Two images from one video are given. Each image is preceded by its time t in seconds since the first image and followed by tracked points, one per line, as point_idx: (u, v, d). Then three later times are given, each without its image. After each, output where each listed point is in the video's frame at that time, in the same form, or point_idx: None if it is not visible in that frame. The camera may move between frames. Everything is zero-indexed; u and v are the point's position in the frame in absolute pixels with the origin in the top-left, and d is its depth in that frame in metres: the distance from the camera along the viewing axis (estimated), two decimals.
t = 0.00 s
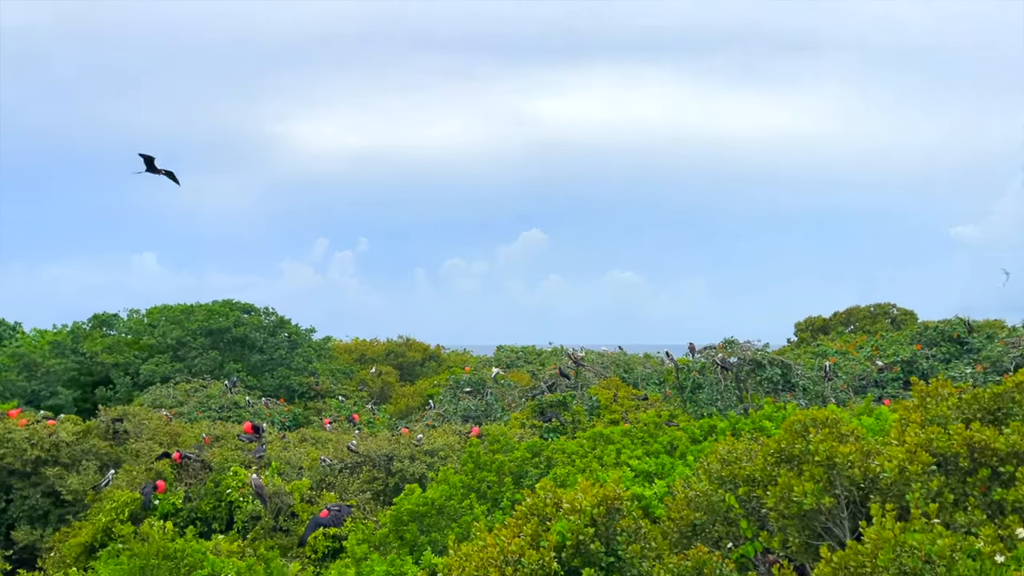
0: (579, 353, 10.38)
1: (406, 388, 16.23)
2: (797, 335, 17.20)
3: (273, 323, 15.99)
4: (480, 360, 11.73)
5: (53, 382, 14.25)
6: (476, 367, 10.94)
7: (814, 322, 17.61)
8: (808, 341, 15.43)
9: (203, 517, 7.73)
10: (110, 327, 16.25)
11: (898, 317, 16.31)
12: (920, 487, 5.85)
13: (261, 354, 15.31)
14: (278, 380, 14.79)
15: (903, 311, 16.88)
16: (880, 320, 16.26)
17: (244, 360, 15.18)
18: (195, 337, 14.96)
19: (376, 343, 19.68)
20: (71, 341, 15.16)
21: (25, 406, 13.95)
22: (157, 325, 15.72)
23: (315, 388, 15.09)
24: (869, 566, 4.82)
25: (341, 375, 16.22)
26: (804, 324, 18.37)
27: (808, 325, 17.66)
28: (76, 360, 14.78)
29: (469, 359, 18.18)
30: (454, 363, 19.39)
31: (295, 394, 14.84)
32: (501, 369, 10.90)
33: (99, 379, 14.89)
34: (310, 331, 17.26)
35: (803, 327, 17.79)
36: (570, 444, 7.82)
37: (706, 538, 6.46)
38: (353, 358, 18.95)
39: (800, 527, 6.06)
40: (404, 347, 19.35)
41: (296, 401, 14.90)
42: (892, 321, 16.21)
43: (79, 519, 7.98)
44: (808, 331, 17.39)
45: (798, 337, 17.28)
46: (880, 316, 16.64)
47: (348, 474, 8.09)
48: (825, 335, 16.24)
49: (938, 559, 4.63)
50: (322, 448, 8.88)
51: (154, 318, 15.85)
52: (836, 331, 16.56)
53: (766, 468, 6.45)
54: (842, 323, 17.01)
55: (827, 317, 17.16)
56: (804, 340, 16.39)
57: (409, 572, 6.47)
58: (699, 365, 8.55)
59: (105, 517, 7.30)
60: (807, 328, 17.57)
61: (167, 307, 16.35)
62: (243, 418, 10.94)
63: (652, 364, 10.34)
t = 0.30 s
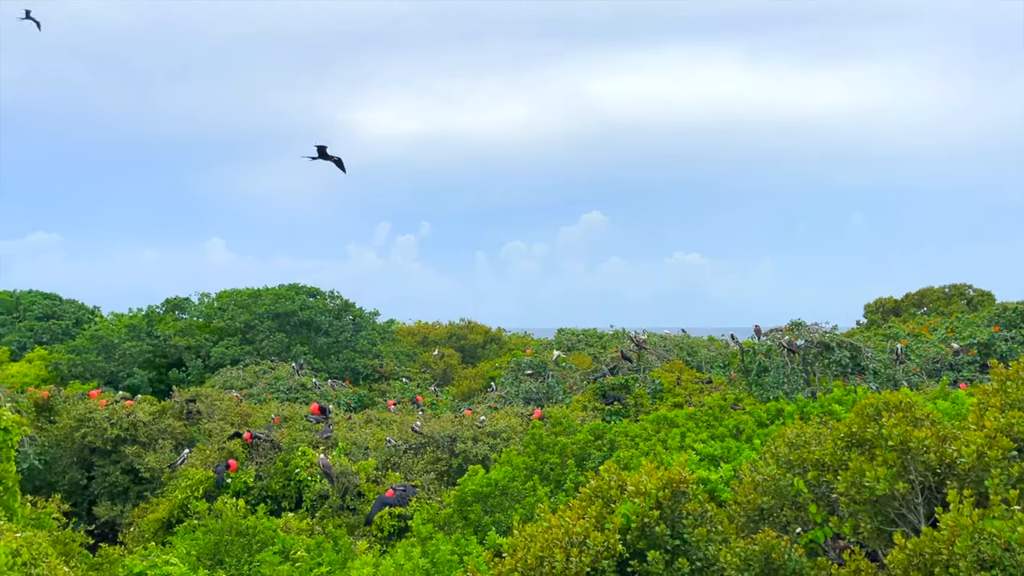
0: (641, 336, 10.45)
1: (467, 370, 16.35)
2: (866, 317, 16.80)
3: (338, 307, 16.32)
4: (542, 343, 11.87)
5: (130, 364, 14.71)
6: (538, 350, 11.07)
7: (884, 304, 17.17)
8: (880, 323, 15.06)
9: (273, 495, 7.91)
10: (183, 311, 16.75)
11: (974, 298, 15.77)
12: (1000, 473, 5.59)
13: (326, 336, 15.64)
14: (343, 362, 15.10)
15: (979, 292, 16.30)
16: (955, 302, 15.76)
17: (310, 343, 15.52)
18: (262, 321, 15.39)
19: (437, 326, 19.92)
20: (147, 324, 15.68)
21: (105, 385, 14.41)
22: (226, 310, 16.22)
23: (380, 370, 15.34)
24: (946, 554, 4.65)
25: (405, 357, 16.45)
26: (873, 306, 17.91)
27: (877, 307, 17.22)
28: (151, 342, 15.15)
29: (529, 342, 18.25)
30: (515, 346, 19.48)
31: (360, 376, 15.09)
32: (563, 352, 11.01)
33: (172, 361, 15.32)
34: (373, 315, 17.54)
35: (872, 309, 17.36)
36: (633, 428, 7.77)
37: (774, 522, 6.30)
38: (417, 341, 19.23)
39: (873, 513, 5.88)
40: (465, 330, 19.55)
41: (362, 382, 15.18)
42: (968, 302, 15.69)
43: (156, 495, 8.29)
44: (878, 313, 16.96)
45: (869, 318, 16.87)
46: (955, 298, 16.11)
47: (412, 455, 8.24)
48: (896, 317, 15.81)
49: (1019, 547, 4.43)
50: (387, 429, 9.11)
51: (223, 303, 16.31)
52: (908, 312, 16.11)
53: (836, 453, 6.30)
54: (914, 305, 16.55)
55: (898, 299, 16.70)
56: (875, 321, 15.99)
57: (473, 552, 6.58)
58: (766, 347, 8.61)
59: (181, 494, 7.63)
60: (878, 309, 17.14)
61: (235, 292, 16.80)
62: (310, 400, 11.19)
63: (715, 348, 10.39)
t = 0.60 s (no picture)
0: (684, 324, 10.40)
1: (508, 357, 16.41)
2: (915, 304, 16.45)
3: (381, 294, 16.47)
4: (584, 330, 11.88)
5: (179, 349, 15.03)
6: (580, 337, 11.09)
7: (934, 291, 16.78)
8: (930, 311, 14.74)
9: (318, 479, 8.08)
10: (230, 298, 17.06)
11: None
12: None
13: (370, 323, 15.81)
14: (387, 348, 15.29)
15: None
16: (1010, 288, 15.33)
17: (354, 330, 15.70)
18: (306, 308, 15.61)
19: (478, 313, 20.03)
20: (195, 310, 16.01)
21: (155, 370, 14.74)
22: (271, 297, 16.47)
23: (422, 356, 15.51)
24: (997, 546, 4.56)
25: (446, 343, 16.60)
26: (923, 293, 17.51)
27: (927, 294, 16.85)
28: (199, 329, 15.46)
29: (569, 330, 18.23)
30: (556, 333, 19.49)
31: (403, 362, 15.24)
32: (605, 339, 11.02)
33: (219, 347, 15.66)
34: (414, 302, 17.69)
35: (922, 296, 16.99)
36: (676, 416, 7.73)
37: (820, 513, 6.21)
38: (458, 328, 19.34)
39: (921, 504, 5.77)
40: (506, 317, 19.59)
41: (404, 369, 15.33)
42: None
43: (205, 478, 8.49)
44: (928, 300, 16.60)
45: (918, 306, 16.52)
46: (1010, 284, 15.68)
47: (454, 441, 8.35)
48: (947, 304, 15.45)
49: None
50: (430, 414, 9.24)
51: (268, 290, 16.56)
52: (960, 299, 15.73)
53: (885, 443, 6.18)
54: (966, 292, 16.14)
55: (949, 286, 16.31)
56: (925, 309, 15.67)
57: (514, 538, 6.62)
58: (811, 336, 8.54)
59: (229, 477, 7.82)
60: (927, 297, 16.76)
61: (280, 279, 17.06)
62: (354, 385, 11.36)
63: (760, 336, 10.31)
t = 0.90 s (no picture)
0: (713, 314, 10.35)
1: (535, 346, 16.43)
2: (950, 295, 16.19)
3: (409, 284, 16.56)
4: (613, 320, 11.86)
5: (211, 337, 15.22)
6: (608, 327, 11.08)
7: (970, 282, 16.50)
8: (966, 302, 14.51)
9: (348, 466, 8.16)
10: (260, 287, 17.23)
11: None
12: None
13: (398, 313, 15.92)
14: (416, 337, 15.37)
15: None
16: None
17: (382, 319, 15.82)
18: (336, 297, 15.75)
19: (505, 303, 20.06)
20: (226, 299, 16.20)
21: (187, 357, 14.94)
22: (301, 286, 16.62)
23: (450, 345, 15.60)
24: None
25: (473, 333, 16.66)
26: (958, 283, 17.22)
27: (962, 285, 16.57)
28: (230, 317, 15.64)
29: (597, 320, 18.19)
30: (583, 323, 19.46)
31: (431, 351, 15.33)
32: (633, 329, 11.00)
33: (249, 336, 15.85)
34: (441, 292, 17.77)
35: (957, 288, 16.71)
36: (705, 406, 7.72)
37: (851, 505, 6.11)
38: (486, 317, 19.39)
39: (955, 497, 5.65)
40: (534, 307, 19.61)
41: (433, 357, 15.43)
42: None
43: (237, 464, 8.61)
44: (963, 291, 16.32)
45: (953, 297, 16.28)
46: None
47: (482, 429, 8.41)
48: (983, 295, 15.18)
49: None
50: (458, 403, 9.32)
51: (298, 279, 16.71)
52: (996, 290, 15.45)
53: (918, 435, 6.09)
54: (1002, 283, 15.85)
55: (985, 277, 16.02)
56: (960, 299, 15.41)
57: (542, 527, 6.64)
58: (843, 327, 8.49)
59: (260, 463, 7.93)
60: (962, 288, 16.49)
61: (309, 268, 17.21)
62: (383, 373, 11.44)
63: (790, 327, 10.23)
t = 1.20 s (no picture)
0: (731, 306, 10.33)
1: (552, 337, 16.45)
2: (972, 288, 16.04)
3: (426, 274, 16.61)
4: (630, 311, 11.86)
5: (230, 326, 15.34)
6: (625, 318, 11.09)
7: (993, 274, 16.35)
8: (989, 294, 14.37)
9: (365, 455, 8.19)
10: (279, 276, 17.32)
11: None
12: None
13: (416, 303, 15.98)
14: (433, 327, 15.44)
15: None
16: None
17: (400, 309, 15.88)
18: (354, 286, 15.81)
19: (522, 294, 20.08)
20: (245, 288, 16.31)
21: (207, 346, 15.07)
22: (319, 275, 16.70)
23: (467, 336, 15.66)
24: None
25: (490, 323, 16.70)
26: (981, 276, 17.03)
27: (985, 278, 16.42)
28: (249, 306, 15.75)
29: (614, 312, 18.17)
30: (599, 315, 19.44)
31: (448, 341, 15.40)
32: (650, 320, 11.01)
33: (268, 325, 15.97)
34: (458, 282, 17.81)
35: (979, 280, 16.56)
36: (723, 398, 7.72)
37: (870, 497, 6.06)
38: (503, 308, 19.42)
39: (977, 490, 5.60)
40: (551, 298, 19.62)
41: (450, 347, 15.50)
42: None
43: (255, 452, 8.68)
44: (986, 284, 16.17)
45: (975, 289, 16.13)
46: None
47: (499, 419, 8.45)
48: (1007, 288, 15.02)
49: None
50: (475, 393, 9.36)
51: (316, 269, 16.78)
52: (1020, 283, 15.28)
53: (939, 428, 6.03)
54: None
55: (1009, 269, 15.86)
56: (982, 292, 15.27)
57: (559, 517, 6.65)
58: (863, 319, 8.47)
59: (279, 452, 7.99)
60: (985, 280, 16.34)
61: (327, 258, 17.28)
62: (400, 363, 11.50)
63: (809, 319, 10.20)
